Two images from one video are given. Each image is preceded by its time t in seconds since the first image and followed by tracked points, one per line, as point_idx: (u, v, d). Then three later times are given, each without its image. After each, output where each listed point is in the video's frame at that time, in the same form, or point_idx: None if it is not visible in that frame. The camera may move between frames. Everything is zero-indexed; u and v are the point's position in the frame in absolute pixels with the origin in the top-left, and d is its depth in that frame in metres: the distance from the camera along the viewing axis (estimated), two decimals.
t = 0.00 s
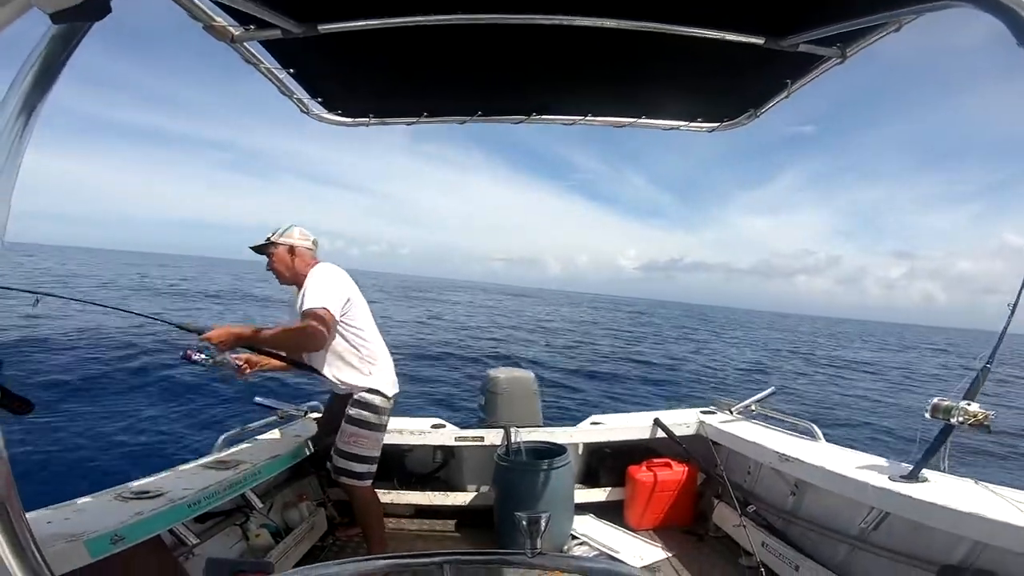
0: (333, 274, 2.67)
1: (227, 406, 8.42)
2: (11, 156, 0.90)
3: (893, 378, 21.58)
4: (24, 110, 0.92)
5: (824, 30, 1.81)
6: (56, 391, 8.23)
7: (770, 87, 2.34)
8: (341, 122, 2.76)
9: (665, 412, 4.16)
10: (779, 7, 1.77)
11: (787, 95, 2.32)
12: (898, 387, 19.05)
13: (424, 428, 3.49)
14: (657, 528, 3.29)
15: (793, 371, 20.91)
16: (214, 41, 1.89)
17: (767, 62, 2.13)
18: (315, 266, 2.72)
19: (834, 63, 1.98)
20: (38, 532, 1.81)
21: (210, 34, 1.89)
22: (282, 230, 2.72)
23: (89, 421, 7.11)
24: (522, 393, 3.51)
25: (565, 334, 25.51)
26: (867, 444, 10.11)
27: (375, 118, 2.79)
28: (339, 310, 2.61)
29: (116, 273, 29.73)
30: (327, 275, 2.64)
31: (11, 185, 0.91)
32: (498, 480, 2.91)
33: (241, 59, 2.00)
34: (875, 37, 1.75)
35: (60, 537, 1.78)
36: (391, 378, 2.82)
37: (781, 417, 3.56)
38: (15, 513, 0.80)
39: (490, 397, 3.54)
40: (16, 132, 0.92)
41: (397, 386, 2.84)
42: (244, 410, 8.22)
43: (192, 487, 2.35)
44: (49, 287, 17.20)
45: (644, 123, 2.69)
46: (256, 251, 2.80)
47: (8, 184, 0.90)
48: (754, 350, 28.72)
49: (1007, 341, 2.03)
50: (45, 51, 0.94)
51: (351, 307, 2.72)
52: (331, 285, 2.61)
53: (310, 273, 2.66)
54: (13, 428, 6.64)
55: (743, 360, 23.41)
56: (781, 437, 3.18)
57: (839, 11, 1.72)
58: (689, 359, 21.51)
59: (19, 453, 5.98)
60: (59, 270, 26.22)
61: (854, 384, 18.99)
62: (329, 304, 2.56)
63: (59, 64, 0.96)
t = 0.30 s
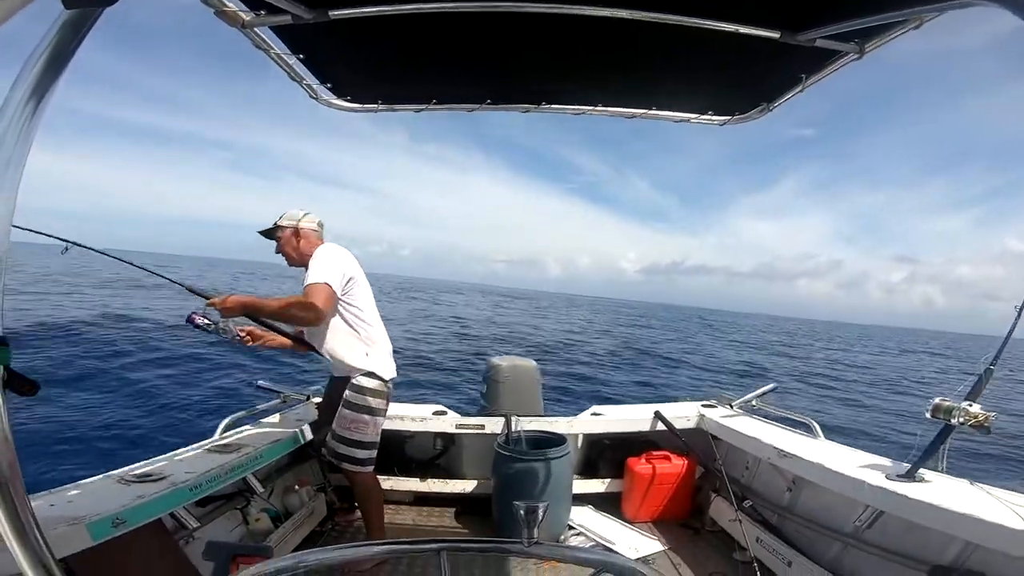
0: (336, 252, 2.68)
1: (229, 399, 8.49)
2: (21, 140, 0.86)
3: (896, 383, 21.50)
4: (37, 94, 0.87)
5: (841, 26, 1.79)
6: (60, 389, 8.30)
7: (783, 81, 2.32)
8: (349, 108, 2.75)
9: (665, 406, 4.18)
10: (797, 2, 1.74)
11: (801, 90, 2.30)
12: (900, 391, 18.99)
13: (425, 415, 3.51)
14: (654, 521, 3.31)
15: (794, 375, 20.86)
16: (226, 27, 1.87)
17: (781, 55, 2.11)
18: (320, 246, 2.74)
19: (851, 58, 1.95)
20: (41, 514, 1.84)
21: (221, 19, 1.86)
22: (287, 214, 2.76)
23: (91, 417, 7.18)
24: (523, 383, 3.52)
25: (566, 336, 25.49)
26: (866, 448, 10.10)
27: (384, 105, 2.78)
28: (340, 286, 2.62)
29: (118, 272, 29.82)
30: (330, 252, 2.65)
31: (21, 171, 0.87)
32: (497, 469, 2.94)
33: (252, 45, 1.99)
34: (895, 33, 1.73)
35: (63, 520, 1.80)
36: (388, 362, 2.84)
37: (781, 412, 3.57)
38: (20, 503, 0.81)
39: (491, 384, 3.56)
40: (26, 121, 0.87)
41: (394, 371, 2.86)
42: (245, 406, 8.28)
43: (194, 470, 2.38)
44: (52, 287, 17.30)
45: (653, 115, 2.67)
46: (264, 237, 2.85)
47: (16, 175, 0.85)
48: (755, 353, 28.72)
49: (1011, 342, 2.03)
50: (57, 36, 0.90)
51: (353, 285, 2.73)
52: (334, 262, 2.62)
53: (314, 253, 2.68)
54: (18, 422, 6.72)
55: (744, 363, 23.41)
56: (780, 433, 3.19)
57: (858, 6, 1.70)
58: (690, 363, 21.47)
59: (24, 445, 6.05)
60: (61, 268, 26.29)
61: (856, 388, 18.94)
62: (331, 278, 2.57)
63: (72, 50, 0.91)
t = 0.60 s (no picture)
0: (346, 244, 2.69)
1: (230, 399, 8.50)
2: (28, 136, 0.86)
3: (898, 387, 21.42)
4: (44, 91, 0.87)
5: (850, 27, 1.78)
6: (61, 389, 8.32)
7: (788, 81, 2.31)
8: (355, 106, 2.75)
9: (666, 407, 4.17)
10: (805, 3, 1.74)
11: (807, 91, 2.29)
12: (902, 396, 18.93)
13: (426, 414, 3.52)
14: (653, 522, 3.31)
15: (795, 379, 20.81)
16: (232, 24, 1.86)
17: (787, 56, 2.10)
18: (332, 239, 2.74)
19: (858, 60, 1.95)
20: (42, 509, 1.84)
21: (227, 16, 1.85)
22: (303, 206, 2.77)
23: (93, 416, 7.19)
24: (524, 382, 3.52)
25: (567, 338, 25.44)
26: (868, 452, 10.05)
27: (389, 102, 2.78)
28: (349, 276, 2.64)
29: (120, 275, 29.83)
30: (339, 243, 2.66)
31: (27, 165, 0.86)
32: (497, 467, 2.94)
33: (258, 42, 1.99)
34: (902, 35, 1.72)
35: (64, 515, 1.81)
36: (383, 360, 2.84)
37: (783, 414, 3.56)
38: (20, 497, 0.81)
39: (493, 383, 3.56)
40: (34, 115, 0.86)
41: (388, 369, 2.87)
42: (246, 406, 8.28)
43: (195, 467, 2.38)
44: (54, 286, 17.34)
45: (657, 115, 2.66)
46: (276, 228, 2.84)
47: (23, 170, 0.85)
48: (756, 357, 28.69)
49: (1014, 345, 2.02)
50: (65, 32, 0.90)
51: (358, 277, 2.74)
52: (344, 254, 2.63)
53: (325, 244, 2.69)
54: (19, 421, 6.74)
55: (745, 367, 23.38)
56: (781, 434, 3.18)
57: (866, 7, 1.69)
58: (691, 366, 21.42)
59: (25, 443, 6.06)
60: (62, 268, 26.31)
61: (858, 392, 18.87)
62: (340, 268, 2.58)
63: (79, 49, 0.92)
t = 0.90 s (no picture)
0: (358, 251, 2.70)
1: (229, 405, 8.48)
2: (30, 143, 0.86)
3: (900, 390, 21.34)
4: (46, 98, 0.87)
5: (848, 32, 1.80)
6: (61, 396, 8.31)
7: (786, 88, 2.33)
8: (355, 114, 2.76)
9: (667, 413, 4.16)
10: (803, 9, 1.75)
11: (805, 97, 2.30)
12: (904, 398, 18.84)
13: (426, 422, 3.50)
14: (655, 529, 3.29)
15: (796, 382, 20.74)
16: (233, 32, 1.87)
17: (784, 62, 2.11)
18: (346, 246, 2.76)
19: (855, 66, 1.96)
20: (41, 517, 1.84)
21: (229, 24, 1.86)
22: (319, 210, 2.77)
23: (92, 423, 7.17)
24: (525, 390, 3.51)
25: (567, 342, 25.38)
26: (870, 455, 10.00)
27: (389, 111, 2.80)
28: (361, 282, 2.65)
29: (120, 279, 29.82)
30: (353, 251, 2.68)
31: (30, 173, 0.86)
32: (497, 475, 2.93)
33: (258, 50, 2.01)
34: (898, 40, 1.74)
35: (63, 523, 1.80)
36: (378, 373, 2.83)
37: (785, 420, 3.55)
38: (20, 505, 0.80)
39: (493, 392, 3.55)
40: (37, 121, 0.87)
41: (383, 382, 2.85)
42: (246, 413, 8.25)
43: (195, 475, 2.37)
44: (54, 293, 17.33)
45: (656, 122, 2.67)
46: (290, 231, 2.84)
47: (25, 177, 0.85)
48: (756, 359, 28.67)
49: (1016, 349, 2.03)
50: (68, 40, 0.91)
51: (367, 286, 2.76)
52: (357, 261, 2.65)
53: (339, 250, 2.70)
54: (18, 428, 6.72)
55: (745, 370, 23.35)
56: (783, 441, 3.17)
57: (864, 12, 1.71)
58: (692, 369, 21.33)
59: (24, 451, 6.04)
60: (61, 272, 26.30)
61: (860, 395, 18.79)
62: (354, 274, 2.60)
63: (80, 56, 0.92)
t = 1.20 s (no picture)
0: (359, 270, 2.69)
1: (228, 413, 8.45)
2: (28, 154, 0.86)
3: (901, 391, 21.27)
4: (44, 108, 0.88)
5: (839, 38, 1.82)
6: (59, 405, 8.28)
7: (780, 96, 2.34)
8: (352, 125, 2.78)
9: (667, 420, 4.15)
10: (794, 16, 1.77)
11: (798, 104, 2.32)
12: (903, 398, 18.83)
13: (427, 432, 3.48)
14: (657, 537, 3.26)
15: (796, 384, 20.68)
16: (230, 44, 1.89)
17: (779, 69, 2.13)
18: (349, 259, 2.77)
19: (846, 71, 1.98)
20: (38, 529, 1.82)
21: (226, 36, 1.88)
22: (324, 220, 2.77)
23: (90, 434, 7.13)
24: (525, 400, 3.49)
25: (566, 344, 25.33)
26: (872, 455, 9.96)
27: (386, 122, 2.81)
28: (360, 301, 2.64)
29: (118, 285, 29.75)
30: (354, 267, 2.68)
31: (27, 184, 0.86)
32: (499, 485, 2.91)
33: (256, 61, 2.02)
34: (889, 45, 1.75)
35: (61, 535, 1.78)
36: (385, 387, 2.83)
37: (787, 427, 3.53)
38: (18, 516, 0.80)
39: (493, 404, 3.53)
40: (34, 131, 0.87)
41: (390, 396, 2.85)
42: (244, 421, 8.22)
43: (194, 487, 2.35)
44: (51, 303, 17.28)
45: (653, 131, 2.69)
46: (292, 237, 2.84)
47: (23, 187, 0.85)
48: (755, 360, 28.67)
49: (1016, 351, 2.02)
50: (66, 50, 0.92)
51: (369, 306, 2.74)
52: (358, 277, 2.65)
53: (341, 266, 2.70)
54: (16, 439, 6.68)
55: (745, 371, 23.35)
56: (785, 447, 3.16)
57: (854, 18, 1.72)
58: (691, 370, 21.30)
59: (22, 462, 6.00)
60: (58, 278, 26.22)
61: (860, 396, 18.73)
62: (352, 293, 2.59)
63: (78, 67, 0.93)
